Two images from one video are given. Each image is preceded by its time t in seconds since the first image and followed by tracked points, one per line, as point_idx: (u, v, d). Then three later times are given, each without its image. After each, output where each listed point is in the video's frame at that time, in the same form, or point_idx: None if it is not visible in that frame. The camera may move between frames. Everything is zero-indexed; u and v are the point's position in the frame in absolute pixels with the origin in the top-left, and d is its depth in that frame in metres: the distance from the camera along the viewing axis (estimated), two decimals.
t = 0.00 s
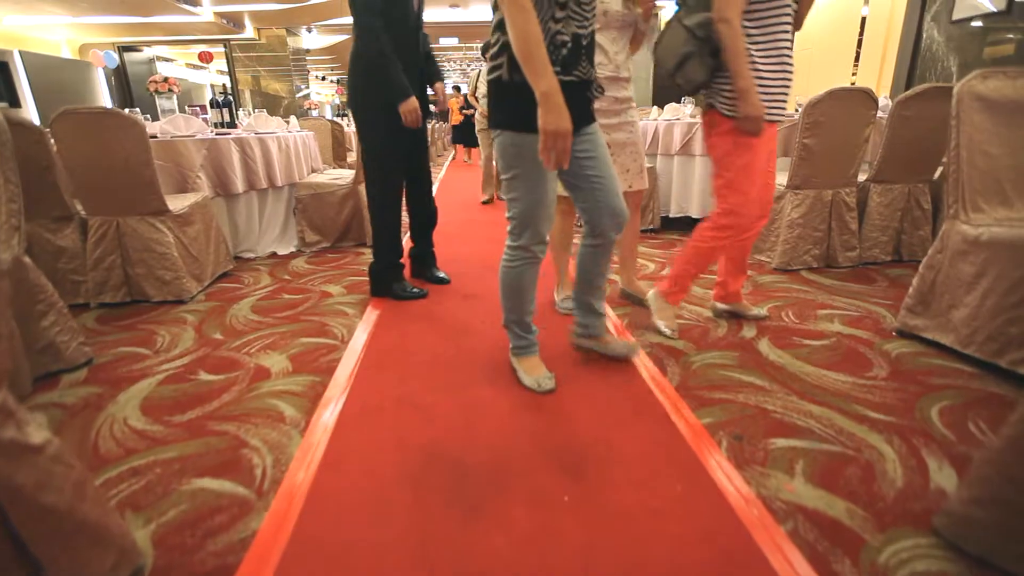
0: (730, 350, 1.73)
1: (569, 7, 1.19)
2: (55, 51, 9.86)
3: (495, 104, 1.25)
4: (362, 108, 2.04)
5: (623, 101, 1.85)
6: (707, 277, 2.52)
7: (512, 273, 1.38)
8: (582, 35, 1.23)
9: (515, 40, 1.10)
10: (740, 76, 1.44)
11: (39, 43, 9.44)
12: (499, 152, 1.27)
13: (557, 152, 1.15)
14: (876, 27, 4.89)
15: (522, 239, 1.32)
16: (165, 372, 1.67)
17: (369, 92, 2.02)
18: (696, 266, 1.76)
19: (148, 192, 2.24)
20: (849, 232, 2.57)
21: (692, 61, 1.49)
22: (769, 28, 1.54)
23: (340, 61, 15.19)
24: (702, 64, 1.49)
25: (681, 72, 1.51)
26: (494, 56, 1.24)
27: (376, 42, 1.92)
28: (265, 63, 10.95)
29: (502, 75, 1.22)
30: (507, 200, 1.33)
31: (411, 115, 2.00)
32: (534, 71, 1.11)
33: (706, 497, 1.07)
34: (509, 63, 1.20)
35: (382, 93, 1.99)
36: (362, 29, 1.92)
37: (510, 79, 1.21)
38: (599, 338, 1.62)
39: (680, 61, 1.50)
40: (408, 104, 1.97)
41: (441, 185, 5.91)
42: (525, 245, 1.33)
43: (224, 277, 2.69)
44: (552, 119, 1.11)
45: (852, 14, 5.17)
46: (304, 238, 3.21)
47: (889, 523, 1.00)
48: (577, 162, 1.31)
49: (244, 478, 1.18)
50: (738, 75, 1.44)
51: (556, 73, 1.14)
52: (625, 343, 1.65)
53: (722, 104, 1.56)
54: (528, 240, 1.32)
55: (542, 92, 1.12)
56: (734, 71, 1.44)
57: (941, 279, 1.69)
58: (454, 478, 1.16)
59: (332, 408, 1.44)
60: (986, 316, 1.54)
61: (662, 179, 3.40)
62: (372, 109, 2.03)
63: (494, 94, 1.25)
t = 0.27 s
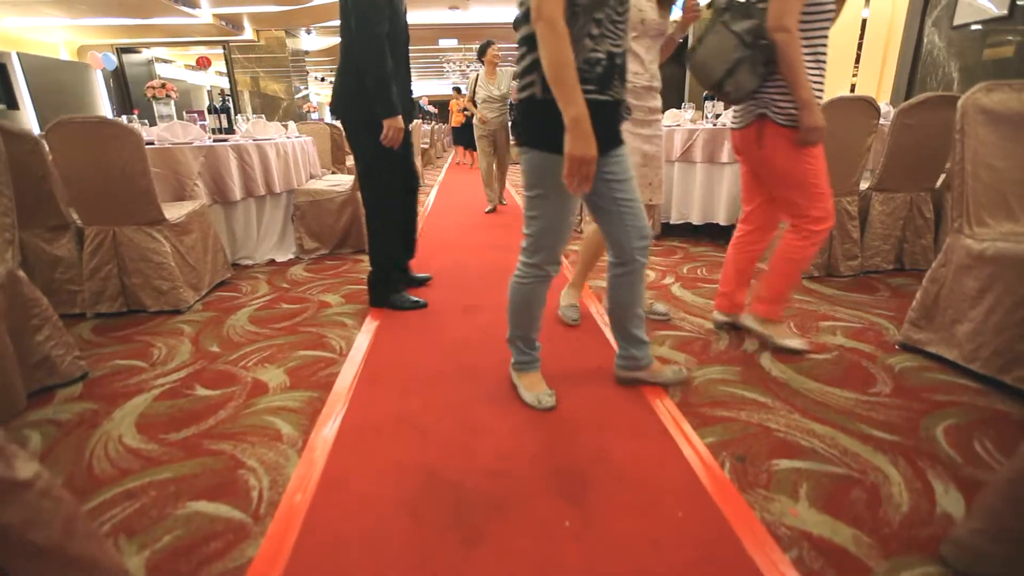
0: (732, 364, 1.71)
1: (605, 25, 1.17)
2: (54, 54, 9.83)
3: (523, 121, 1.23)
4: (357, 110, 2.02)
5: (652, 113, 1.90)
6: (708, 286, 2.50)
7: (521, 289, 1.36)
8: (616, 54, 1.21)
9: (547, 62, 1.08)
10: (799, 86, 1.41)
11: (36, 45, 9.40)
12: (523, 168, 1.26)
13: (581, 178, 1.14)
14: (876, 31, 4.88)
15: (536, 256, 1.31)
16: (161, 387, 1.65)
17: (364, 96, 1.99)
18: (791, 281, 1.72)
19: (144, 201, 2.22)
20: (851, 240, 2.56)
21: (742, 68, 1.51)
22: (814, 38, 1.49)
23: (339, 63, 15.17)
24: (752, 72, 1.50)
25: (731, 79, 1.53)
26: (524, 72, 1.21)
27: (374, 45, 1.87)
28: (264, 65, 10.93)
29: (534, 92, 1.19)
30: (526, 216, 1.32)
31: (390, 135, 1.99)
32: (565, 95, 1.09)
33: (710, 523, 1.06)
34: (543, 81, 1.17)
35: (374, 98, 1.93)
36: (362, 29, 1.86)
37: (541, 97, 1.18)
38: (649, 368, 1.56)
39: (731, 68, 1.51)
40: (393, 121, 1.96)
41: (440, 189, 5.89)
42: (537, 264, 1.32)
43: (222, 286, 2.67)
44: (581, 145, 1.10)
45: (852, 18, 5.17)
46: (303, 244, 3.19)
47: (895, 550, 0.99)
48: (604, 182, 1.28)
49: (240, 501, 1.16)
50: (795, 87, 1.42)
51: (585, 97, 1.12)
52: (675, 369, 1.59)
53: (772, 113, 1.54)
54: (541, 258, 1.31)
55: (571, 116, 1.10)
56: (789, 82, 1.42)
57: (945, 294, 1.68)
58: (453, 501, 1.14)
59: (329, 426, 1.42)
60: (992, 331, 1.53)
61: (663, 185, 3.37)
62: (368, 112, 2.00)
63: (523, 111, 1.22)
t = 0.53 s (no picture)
0: (735, 379, 1.70)
1: (672, 32, 1.18)
2: (51, 55, 9.78)
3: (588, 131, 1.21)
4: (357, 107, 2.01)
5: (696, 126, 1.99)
6: (709, 295, 2.49)
7: (581, 303, 1.31)
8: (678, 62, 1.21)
9: (610, 73, 1.06)
10: (865, 107, 1.38)
11: (34, 47, 9.36)
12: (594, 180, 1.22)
13: (632, 187, 1.12)
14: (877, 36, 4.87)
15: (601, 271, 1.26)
16: (159, 402, 1.64)
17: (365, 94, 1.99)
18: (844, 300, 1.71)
19: (142, 211, 2.20)
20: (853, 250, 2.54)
21: (805, 87, 1.41)
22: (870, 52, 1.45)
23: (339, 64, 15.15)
24: (816, 90, 1.42)
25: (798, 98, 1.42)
26: (587, 78, 1.19)
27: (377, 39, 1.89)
28: (264, 67, 10.92)
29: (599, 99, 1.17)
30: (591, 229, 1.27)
31: (398, 139, 2.01)
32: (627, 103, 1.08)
33: (714, 547, 1.04)
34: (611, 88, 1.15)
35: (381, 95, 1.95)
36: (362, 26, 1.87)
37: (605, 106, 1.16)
38: (651, 385, 1.55)
39: (793, 88, 1.41)
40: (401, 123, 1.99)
41: (439, 194, 5.88)
42: (597, 272, 1.27)
43: (220, 294, 2.65)
44: (640, 154, 1.08)
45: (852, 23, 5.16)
46: (301, 251, 3.17)
47: None
48: (662, 198, 1.27)
49: (237, 524, 1.15)
50: (863, 105, 1.38)
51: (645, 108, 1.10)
52: (678, 387, 1.58)
53: (833, 130, 1.50)
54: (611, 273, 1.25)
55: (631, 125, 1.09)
56: (857, 100, 1.38)
57: (949, 308, 1.66)
58: (453, 523, 1.13)
59: (328, 444, 1.41)
60: (997, 347, 1.51)
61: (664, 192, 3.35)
62: (366, 110, 2.01)
63: (586, 119, 1.21)
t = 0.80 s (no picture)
0: (737, 393, 1.68)
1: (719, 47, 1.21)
2: (51, 57, 9.76)
3: (644, 145, 1.16)
4: (353, 104, 2.06)
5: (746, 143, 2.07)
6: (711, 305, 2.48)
7: (691, 318, 1.25)
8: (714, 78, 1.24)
9: (698, 81, 1.04)
10: (924, 116, 1.40)
11: (33, 48, 9.34)
12: (684, 200, 1.15)
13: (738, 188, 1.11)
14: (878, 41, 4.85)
15: (714, 279, 1.21)
16: (156, 416, 1.62)
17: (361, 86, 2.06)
18: (847, 319, 1.71)
19: (140, 220, 2.19)
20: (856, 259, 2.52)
21: (859, 97, 1.40)
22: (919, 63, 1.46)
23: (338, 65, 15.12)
24: (870, 100, 1.40)
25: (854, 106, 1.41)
26: (647, 91, 1.13)
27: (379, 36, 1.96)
28: (264, 68, 10.92)
29: (664, 113, 1.13)
30: (687, 247, 1.20)
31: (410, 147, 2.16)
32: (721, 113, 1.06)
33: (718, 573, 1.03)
34: (681, 100, 1.11)
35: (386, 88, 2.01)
36: (359, 23, 1.95)
37: (676, 119, 1.12)
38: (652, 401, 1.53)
39: (849, 98, 1.39)
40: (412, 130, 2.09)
41: (439, 197, 5.86)
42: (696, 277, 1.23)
43: (218, 302, 2.64)
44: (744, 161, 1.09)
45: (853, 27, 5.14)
46: (300, 258, 3.15)
47: None
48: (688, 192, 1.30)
49: (234, 546, 1.13)
50: (927, 114, 1.40)
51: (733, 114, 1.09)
52: (679, 402, 1.56)
53: (884, 139, 1.47)
54: (725, 278, 1.21)
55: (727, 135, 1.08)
56: (919, 110, 1.39)
57: (952, 322, 1.65)
58: (453, 546, 1.12)
59: (326, 461, 1.40)
60: (1002, 363, 1.50)
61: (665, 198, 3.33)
62: (355, 114, 2.07)
63: (647, 134, 1.15)
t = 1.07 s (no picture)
0: (738, 406, 1.68)
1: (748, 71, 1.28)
2: (50, 59, 9.74)
3: (706, 162, 1.15)
4: (351, 109, 2.10)
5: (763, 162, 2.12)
6: (711, 313, 2.46)
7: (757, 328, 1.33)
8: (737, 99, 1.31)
9: (771, 101, 1.07)
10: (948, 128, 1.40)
11: (31, 50, 9.32)
12: (746, 217, 1.17)
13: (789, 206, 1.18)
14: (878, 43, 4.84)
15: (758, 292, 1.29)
16: (154, 430, 1.61)
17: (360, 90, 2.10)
18: (852, 328, 1.69)
19: (137, 229, 2.17)
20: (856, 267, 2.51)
21: (889, 110, 1.38)
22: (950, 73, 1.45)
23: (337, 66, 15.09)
24: (898, 112, 1.39)
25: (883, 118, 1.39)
26: (712, 108, 1.13)
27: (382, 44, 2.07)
28: (263, 69, 10.91)
29: (729, 130, 1.13)
30: (739, 262, 1.24)
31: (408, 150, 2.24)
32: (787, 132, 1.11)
33: None
34: (745, 119, 1.13)
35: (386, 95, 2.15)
36: (362, 28, 2.02)
37: (740, 136, 1.14)
38: (653, 414, 1.52)
39: (879, 109, 1.37)
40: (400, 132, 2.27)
41: (438, 200, 5.85)
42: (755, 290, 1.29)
43: (217, 309, 2.62)
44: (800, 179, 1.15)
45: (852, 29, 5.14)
46: (299, 264, 3.14)
47: None
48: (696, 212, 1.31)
49: (231, 567, 1.12)
50: (950, 126, 1.39)
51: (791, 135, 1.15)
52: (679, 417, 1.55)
53: (901, 152, 1.48)
54: (766, 289, 1.29)
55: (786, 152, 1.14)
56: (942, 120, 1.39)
57: (953, 334, 1.64)
58: (452, 567, 1.11)
59: (324, 477, 1.39)
60: (1004, 377, 1.50)
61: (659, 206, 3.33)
62: (355, 117, 2.11)
63: (712, 150, 1.14)
